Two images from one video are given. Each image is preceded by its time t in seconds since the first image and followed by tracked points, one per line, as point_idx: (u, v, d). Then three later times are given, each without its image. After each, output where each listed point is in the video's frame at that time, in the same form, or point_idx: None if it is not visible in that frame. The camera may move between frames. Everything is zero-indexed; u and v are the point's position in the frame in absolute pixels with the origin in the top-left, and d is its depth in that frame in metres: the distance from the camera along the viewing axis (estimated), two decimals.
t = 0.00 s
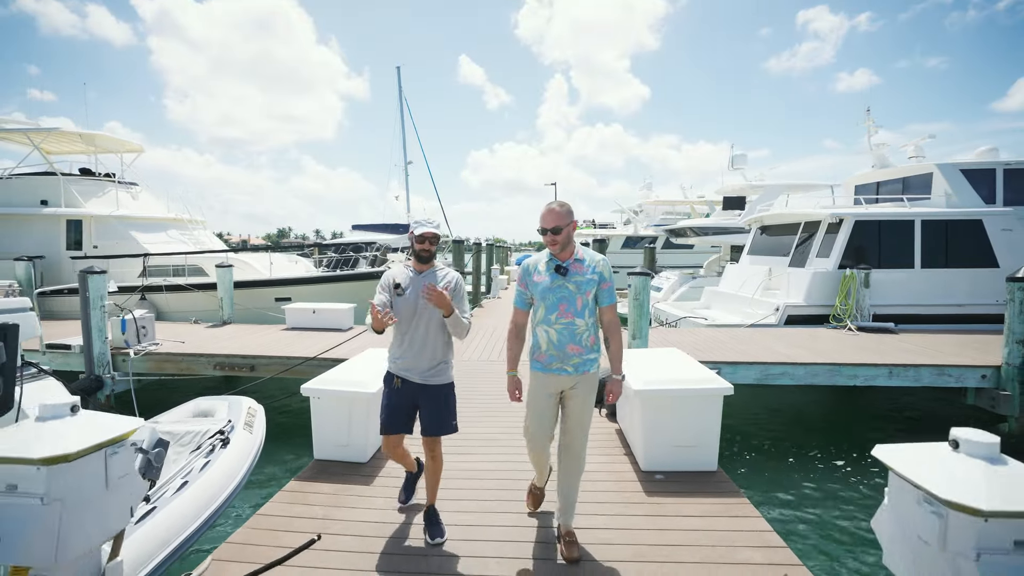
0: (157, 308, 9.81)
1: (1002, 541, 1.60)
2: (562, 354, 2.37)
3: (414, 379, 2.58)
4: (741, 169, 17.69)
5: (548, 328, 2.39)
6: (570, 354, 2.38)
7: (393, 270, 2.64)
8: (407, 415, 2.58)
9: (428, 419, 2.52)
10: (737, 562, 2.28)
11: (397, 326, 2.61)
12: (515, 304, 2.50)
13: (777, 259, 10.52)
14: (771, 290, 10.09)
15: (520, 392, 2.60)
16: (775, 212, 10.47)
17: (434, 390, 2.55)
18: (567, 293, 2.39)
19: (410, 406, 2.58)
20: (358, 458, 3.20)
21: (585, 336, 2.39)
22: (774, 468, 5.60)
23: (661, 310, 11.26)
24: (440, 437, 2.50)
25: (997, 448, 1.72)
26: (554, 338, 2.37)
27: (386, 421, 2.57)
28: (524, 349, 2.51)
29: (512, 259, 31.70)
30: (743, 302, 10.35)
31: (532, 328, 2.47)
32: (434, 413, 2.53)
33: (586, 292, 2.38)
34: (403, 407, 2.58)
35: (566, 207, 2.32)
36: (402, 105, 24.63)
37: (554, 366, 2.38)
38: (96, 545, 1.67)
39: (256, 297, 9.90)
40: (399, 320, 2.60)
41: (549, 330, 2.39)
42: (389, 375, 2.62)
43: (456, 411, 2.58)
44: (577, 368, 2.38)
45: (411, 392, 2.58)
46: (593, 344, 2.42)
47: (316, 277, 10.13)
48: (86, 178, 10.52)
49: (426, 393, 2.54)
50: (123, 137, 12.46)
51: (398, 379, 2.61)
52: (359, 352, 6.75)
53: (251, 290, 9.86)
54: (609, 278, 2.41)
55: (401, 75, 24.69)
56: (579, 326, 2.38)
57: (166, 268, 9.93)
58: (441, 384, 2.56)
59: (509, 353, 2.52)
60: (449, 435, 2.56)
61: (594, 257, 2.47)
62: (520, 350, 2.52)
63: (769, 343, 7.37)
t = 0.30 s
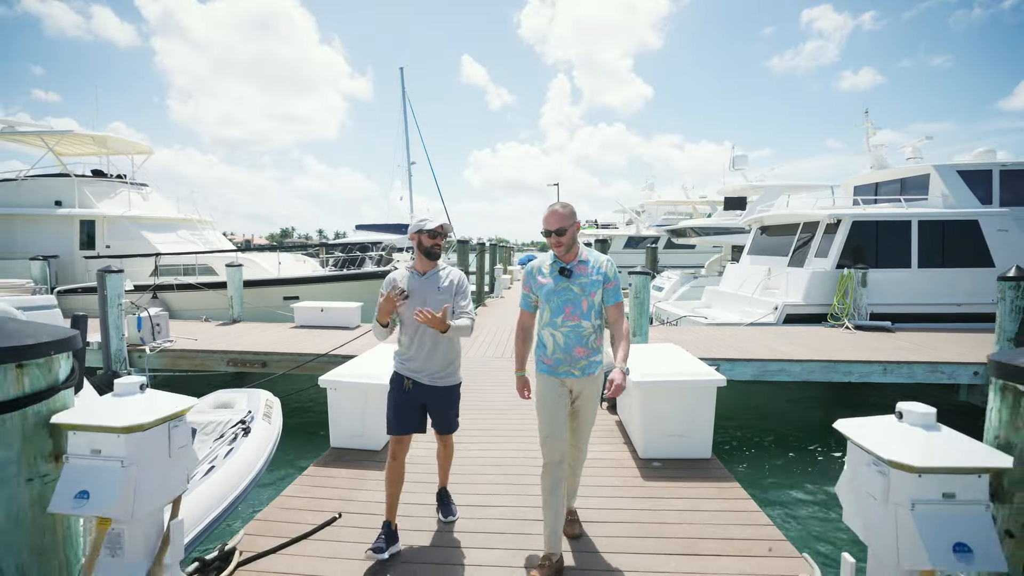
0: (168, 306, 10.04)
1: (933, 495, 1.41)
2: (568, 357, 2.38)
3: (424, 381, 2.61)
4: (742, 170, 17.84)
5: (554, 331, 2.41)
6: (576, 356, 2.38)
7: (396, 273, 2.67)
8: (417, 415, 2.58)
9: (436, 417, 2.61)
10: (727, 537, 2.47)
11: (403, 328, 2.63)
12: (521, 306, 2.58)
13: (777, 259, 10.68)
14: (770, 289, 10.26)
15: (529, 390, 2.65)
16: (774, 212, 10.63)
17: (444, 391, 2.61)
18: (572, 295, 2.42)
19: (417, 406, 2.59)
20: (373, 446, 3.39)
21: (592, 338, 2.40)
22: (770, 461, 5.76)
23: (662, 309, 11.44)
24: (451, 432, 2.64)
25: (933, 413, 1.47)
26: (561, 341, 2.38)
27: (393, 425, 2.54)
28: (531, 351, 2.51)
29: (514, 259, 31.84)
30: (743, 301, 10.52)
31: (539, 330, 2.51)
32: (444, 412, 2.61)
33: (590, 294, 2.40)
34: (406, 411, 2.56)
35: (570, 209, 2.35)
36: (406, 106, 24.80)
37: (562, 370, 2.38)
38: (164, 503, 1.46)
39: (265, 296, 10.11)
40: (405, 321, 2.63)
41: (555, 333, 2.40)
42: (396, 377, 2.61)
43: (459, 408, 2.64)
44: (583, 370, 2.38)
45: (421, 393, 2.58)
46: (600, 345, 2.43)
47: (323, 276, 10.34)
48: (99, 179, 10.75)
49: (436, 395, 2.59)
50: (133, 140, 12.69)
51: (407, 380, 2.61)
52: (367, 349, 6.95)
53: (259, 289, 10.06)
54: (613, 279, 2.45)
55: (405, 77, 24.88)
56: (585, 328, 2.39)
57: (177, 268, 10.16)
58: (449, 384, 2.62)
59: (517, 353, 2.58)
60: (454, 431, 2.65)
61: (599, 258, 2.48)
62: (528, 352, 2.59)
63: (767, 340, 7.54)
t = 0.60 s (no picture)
0: (175, 305, 10.23)
1: (876, 457, 1.34)
2: (563, 354, 2.43)
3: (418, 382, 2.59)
4: (740, 170, 18.02)
5: (549, 328, 2.45)
6: (572, 353, 2.43)
7: (385, 273, 2.63)
8: (408, 417, 2.55)
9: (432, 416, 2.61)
10: (715, 515, 2.66)
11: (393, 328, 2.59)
12: (517, 304, 2.59)
13: (773, 259, 10.87)
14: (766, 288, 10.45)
15: (522, 396, 2.65)
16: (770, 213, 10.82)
17: (440, 391, 2.60)
18: (568, 291, 2.47)
19: (414, 407, 2.57)
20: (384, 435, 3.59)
21: (587, 335, 2.43)
22: (764, 454, 5.94)
23: (660, 308, 11.63)
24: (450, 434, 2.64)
25: (883, 386, 1.39)
26: (556, 338, 2.43)
27: (386, 425, 2.51)
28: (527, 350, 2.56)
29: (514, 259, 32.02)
30: (739, 300, 10.70)
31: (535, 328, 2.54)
32: (438, 412, 2.61)
33: (586, 290, 2.44)
34: (400, 412, 2.54)
35: (562, 203, 2.44)
36: (407, 106, 24.97)
37: (556, 367, 2.43)
38: (210, 475, 1.63)
39: (270, 294, 10.29)
40: (395, 322, 2.58)
41: (550, 330, 2.45)
42: (389, 378, 2.60)
43: (455, 411, 2.64)
44: (578, 368, 2.42)
45: (416, 394, 2.58)
46: (595, 343, 2.46)
47: (327, 275, 10.53)
48: (107, 180, 10.92)
49: (431, 396, 2.58)
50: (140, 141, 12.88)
51: (400, 381, 2.59)
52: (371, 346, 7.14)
53: (265, 288, 10.24)
54: (609, 275, 2.47)
55: (406, 77, 25.05)
56: (580, 324, 2.44)
57: (184, 267, 10.35)
58: (444, 384, 2.61)
59: (513, 354, 2.61)
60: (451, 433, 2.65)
61: (595, 253, 2.52)
62: (523, 353, 2.60)
63: (762, 338, 7.73)
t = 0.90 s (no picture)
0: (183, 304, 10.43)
1: (836, 430, 1.52)
2: (557, 352, 2.49)
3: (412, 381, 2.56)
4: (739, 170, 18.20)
5: (544, 325, 2.54)
6: (566, 351, 2.50)
7: (379, 270, 2.62)
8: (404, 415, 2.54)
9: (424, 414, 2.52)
10: (703, 495, 2.85)
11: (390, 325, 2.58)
12: (515, 298, 2.63)
13: (770, 258, 11.05)
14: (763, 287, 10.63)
15: (524, 389, 2.58)
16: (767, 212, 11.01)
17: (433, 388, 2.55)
18: (565, 290, 2.55)
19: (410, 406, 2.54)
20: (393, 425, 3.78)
21: (581, 334, 2.50)
22: (759, 446, 6.11)
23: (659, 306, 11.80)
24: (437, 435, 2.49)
25: (844, 366, 1.59)
26: (550, 335, 2.51)
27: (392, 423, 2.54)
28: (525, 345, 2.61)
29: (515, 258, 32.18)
30: (737, 298, 10.88)
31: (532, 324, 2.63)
32: (430, 410, 2.54)
33: (583, 290, 2.54)
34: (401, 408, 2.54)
35: (561, 202, 2.51)
36: (409, 107, 25.17)
37: (551, 364, 2.50)
38: (243, 449, 1.81)
39: (276, 293, 10.48)
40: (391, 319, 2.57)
41: (545, 327, 2.54)
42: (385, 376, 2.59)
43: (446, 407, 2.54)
44: (573, 366, 2.49)
45: (410, 390, 2.55)
46: (592, 341, 2.52)
47: (332, 275, 10.73)
48: (115, 181, 11.12)
49: (426, 393, 2.55)
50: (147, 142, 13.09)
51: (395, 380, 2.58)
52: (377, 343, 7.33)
53: (270, 287, 10.43)
54: (607, 275, 2.57)
55: (407, 78, 25.25)
56: (575, 323, 2.52)
57: (192, 266, 10.55)
58: (437, 380, 2.56)
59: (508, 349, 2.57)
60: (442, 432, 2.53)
61: (594, 253, 2.61)
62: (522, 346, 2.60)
63: (757, 335, 7.90)
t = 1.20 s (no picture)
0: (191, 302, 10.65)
1: (801, 405, 1.72)
2: (564, 353, 2.58)
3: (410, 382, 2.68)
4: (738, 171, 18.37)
5: (551, 325, 2.62)
6: (574, 352, 2.58)
7: (388, 270, 2.77)
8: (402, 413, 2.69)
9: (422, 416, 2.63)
10: (692, 477, 3.06)
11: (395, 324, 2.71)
12: (522, 299, 2.80)
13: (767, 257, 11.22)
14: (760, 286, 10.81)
15: (522, 392, 2.75)
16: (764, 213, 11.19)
17: (430, 391, 2.65)
18: (571, 291, 2.65)
19: (404, 406, 2.68)
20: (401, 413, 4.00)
21: (588, 334, 2.59)
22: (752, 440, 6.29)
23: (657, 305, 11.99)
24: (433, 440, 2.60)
25: (809, 350, 1.79)
26: (557, 336, 2.60)
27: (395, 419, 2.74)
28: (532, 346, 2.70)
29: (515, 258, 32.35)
30: (734, 297, 11.06)
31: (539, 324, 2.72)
32: (427, 412, 2.64)
33: (591, 290, 2.63)
34: (401, 406, 2.70)
35: (568, 201, 2.59)
36: (410, 108, 25.40)
37: (559, 364, 2.59)
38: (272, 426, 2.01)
39: (282, 292, 10.69)
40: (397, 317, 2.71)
41: (553, 327, 2.62)
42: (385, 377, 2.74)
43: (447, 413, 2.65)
44: (581, 367, 2.56)
45: (408, 392, 2.69)
46: (598, 342, 2.61)
47: (337, 274, 10.94)
48: (124, 182, 11.34)
49: (422, 395, 2.66)
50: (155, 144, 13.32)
51: (394, 381, 2.71)
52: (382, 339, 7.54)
53: (276, 286, 10.64)
54: (614, 275, 2.68)
55: (408, 79, 25.47)
56: (582, 324, 2.60)
57: (200, 266, 10.76)
58: (433, 383, 2.66)
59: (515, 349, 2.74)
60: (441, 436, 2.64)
61: (601, 253, 2.70)
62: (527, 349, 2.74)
63: (753, 333, 8.09)
